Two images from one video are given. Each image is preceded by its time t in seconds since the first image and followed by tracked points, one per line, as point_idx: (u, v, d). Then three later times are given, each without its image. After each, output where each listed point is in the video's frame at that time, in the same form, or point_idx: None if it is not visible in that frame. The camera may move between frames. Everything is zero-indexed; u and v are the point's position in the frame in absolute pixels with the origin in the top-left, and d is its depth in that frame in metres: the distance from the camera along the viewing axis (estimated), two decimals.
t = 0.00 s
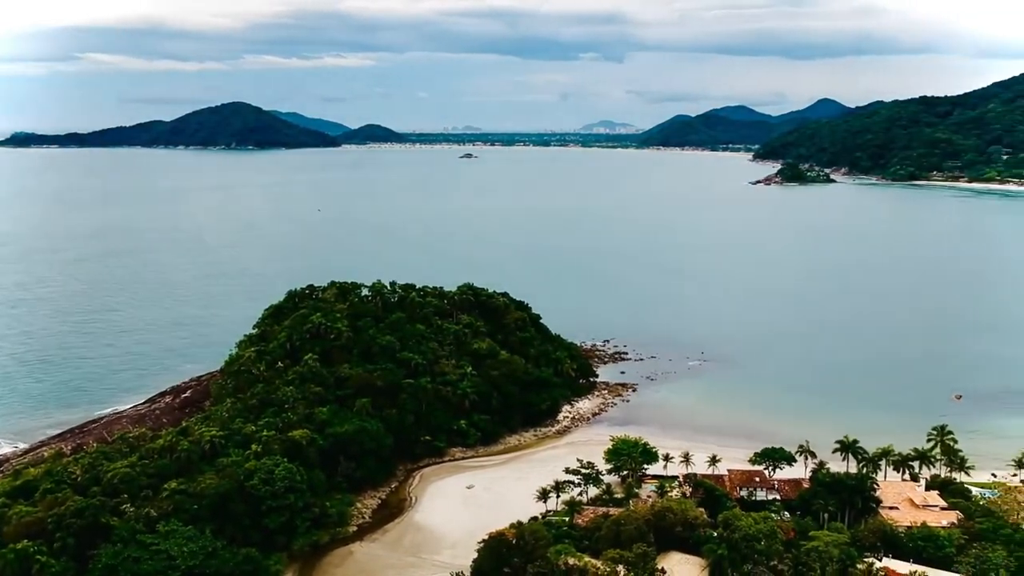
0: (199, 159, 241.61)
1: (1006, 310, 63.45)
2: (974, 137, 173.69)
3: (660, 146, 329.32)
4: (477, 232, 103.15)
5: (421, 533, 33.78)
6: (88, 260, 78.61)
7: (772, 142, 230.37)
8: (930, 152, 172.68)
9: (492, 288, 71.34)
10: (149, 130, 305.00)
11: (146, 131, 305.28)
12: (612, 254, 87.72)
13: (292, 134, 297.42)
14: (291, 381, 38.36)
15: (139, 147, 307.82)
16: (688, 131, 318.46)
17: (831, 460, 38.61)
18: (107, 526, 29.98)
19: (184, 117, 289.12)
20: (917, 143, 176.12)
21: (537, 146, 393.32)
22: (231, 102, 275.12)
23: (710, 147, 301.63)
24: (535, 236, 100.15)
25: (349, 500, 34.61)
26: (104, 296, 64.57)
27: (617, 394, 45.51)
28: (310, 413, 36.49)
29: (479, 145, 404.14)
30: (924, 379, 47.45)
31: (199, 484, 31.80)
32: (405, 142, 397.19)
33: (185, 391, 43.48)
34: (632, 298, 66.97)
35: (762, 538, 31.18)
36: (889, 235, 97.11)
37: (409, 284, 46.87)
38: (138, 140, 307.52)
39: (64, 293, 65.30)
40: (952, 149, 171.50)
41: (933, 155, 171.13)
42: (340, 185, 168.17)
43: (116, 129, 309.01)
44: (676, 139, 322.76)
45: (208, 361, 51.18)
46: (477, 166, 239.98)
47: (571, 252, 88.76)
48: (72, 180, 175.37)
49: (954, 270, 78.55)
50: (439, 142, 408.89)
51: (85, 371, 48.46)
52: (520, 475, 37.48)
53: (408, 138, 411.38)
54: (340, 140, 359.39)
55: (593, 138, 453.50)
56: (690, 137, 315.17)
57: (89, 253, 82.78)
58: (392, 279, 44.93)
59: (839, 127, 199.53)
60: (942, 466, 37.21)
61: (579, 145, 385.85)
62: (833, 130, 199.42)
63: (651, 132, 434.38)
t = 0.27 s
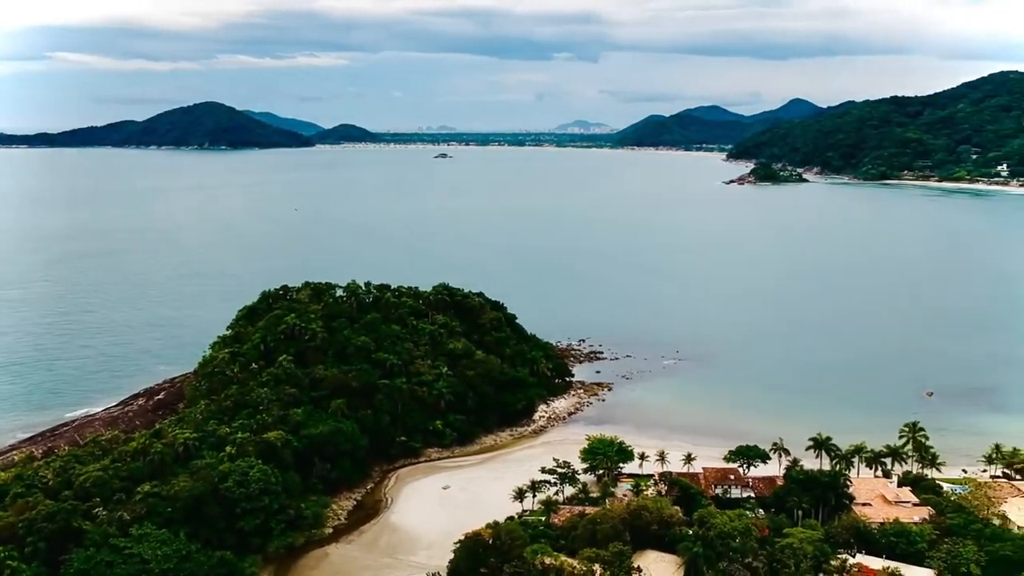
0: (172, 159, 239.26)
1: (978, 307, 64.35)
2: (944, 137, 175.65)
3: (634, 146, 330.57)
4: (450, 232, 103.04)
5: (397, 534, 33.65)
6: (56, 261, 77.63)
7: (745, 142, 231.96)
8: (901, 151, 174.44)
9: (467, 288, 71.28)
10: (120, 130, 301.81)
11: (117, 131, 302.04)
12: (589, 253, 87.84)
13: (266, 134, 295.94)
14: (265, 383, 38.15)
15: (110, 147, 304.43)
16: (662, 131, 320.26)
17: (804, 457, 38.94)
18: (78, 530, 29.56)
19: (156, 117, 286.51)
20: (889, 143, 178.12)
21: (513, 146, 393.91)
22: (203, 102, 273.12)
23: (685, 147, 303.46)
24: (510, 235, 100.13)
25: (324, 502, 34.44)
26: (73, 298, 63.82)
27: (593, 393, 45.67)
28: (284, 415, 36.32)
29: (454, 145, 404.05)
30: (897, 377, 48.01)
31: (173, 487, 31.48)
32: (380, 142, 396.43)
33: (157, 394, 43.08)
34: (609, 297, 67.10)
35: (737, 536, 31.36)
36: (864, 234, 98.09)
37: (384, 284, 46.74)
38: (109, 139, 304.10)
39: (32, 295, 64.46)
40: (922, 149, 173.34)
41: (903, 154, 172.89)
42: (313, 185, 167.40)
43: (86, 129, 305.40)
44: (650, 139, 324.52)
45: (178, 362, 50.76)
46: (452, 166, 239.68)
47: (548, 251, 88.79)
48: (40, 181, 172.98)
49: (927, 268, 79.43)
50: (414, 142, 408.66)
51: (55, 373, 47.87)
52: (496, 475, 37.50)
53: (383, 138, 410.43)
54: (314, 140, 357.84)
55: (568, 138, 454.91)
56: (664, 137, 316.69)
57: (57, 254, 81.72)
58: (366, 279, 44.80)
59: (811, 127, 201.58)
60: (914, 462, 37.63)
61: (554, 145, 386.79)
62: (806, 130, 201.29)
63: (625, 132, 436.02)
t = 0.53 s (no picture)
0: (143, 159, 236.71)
1: (947, 305, 65.08)
2: (912, 136, 177.26)
3: (608, 146, 331.45)
4: (423, 231, 102.88)
5: (371, 535, 33.52)
6: (22, 263, 76.52)
7: (718, 142, 233.25)
8: (870, 151, 175.80)
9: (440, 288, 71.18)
10: (90, 130, 298.22)
11: (87, 131, 298.40)
12: (563, 253, 87.97)
13: (238, 134, 294.01)
14: (238, 385, 37.91)
15: (79, 147, 300.64)
16: (635, 131, 321.81)
17: (776, 455, 39.25)
18: (49, 535, 29.16)
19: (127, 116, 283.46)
20: (860, 143, 180.03)
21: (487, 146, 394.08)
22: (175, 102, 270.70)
23: (658, 147, 305.11)
24: (484, 235, 100.04)
25: (298, 504, 34.24)
26: (40, 300, 62.99)
27: (568, 393, 45.77)
28: (257, 417, 36.10)
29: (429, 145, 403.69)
30: (867, 376, 48.44)
31: (144, 491, 31.15)
32: (353, 142, 395.15)
33: (129, 396, 42.68)
34: (583, 297, 67.16)
35: (711, 534, 31.54)
36: (838, 233, 98.85)
37: (357, 285, 46.58)
38: (78, 140, 300.34)
39: None
40: (891, 148, 174.87)
41: (873, 154, 174.29)
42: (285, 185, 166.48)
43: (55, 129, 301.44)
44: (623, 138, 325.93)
45: (144, 364, 50.27)
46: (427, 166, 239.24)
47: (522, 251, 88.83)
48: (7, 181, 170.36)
49: (899, 267, 80.27)
50: (388, 142, 407.74)
51: (23, 377, 47.25)
52: (471, 475, 37.50)
53: (358, 138, 409.21)
54: (288, 140, 355.95)
55: (542, 138, 456.01)
56: (637, 137, 317.74)
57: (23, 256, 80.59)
58: (340, 280, 44.65)
59: (783, 127, 203.43)
60: (884, 458, 38.10)
61: (529, 145, 387.47)
62: (778, 130, 203.08)
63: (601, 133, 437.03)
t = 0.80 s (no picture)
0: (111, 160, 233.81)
1: (917, 304, 65.72)
2: (879, 136, 179.23)
3: (580, 146, 332.69)
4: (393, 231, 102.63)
5: (343, 536, 33.33)
6: None
7: (688, 142, 234.55)
8: (838, 151, 177.54)
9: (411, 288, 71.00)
10: (56, 130, 294.15)
11: (53, 131, 294.27)
12: (536, 253, 88.05)
13: (207, 134, 291.78)
14: (208, 387, 37.61)
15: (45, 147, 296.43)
16: (606, 131, 323.37)
17: (747, 452, 39.54)
18: (15, 540, 28.69)
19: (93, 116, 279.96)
20: (827, 142, 181.94)
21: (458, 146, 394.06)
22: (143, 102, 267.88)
23: (629, 147, 306.75)
24: (455, 235, 99.89)
25: (269, 506, 33.98)
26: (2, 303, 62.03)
27: (540, 392, 45.86)
28: (228, 419, 35.81)
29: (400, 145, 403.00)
30: (836, 374, 48.89)
31: (113, 494, 30.74)
32: (323, 142, 393.48)
33: (97, 399, 42.21)
34: (556, 297, 67.20)
35: (683, 531, 31.65)
36: (809, 232, 99.79)
37: (328, 286, 46.35)
38: (43, 140, 296.07)
39: None
40: (858, 148, 176.65)
41: (840, 154, 175.98)
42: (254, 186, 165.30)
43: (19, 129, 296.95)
44: (594, 138, 327.32)
45: (111, 365, 49.74)
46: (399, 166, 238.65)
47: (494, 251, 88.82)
48: None
49: (869, 266, 81.16)
50: (358, 142, 406.50)
51: None
52: (443, 476, 37.46)
53: (328, 138, 407.59)
54: (257, 140, 353.77)
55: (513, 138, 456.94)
56: (608, 137, 319.29)
57: None
58: (310, 281, 44.43)
59: (752, 127, 205.33)
60: (854, 455, 38.48)
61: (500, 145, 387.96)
62: (747, 130, 205.01)
63: (568, 133, 437.85)
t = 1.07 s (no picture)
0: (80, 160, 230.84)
1: (890, 302, 66.43)
2: (849, 136, 180.96)
3: (553, 146, 333.49)
4: (365, 232, 102.35)
5: (317, 538, 33.14)
6: None
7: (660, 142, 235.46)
8: (808, 151, 179.01)
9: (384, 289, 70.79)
10: (23, 130, 290.07)
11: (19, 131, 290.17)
12: (511, 253, 88.11)
13: (178, 134, 289.37)
14: (180, 389, 37.31)
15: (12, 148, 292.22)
16: (578, 131, 324.46)
17: (720, 450, 39.80)
18: None
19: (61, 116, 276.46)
20: (797, 142, 183.45)
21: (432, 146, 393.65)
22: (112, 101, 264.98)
23: (602, 147, 307.93)
24: (428, 235, 99.61)
25: (243, 509, 33.74)
26: None
27: (514, 392, 45.92)
28: (200, 422, 35.51)
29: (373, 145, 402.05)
30: (807, 372, 49.27)
31: (84, 498, 30.39)
32: (295, 142, 391.53)
33: (67, 402, 41.78)
34: (530, 297, 67.23)
35: (657, 530, 31.74)
36: (783, 231, 100.61)
37: (301, 286, 46.11)
38: (10, 139, 291.87)
39: None
40: (829, 148, 178.06)
41: (811, 154, 177.59)
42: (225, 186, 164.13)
43: None
44: (566, 138, 328.17)
45: (80, 368, 49.22)
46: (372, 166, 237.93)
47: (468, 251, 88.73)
48: None
49: (842, 264, 81.95)
50: (330, 142, 404.94)
51: None
52: (418, 476, 37.40)
53: (300, 138, 405.71)
54: (229, 140, 351.29)
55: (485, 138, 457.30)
56: (581, 137, 320.29)
57: None
58: (283, 282, 44.19)
59: (723, 127, 206.93)
60: (825, 452, 38.84)
61: (474, 145, 387.98)
62: (719, 130, 206.63)
63: (541, 132, 439.15)
